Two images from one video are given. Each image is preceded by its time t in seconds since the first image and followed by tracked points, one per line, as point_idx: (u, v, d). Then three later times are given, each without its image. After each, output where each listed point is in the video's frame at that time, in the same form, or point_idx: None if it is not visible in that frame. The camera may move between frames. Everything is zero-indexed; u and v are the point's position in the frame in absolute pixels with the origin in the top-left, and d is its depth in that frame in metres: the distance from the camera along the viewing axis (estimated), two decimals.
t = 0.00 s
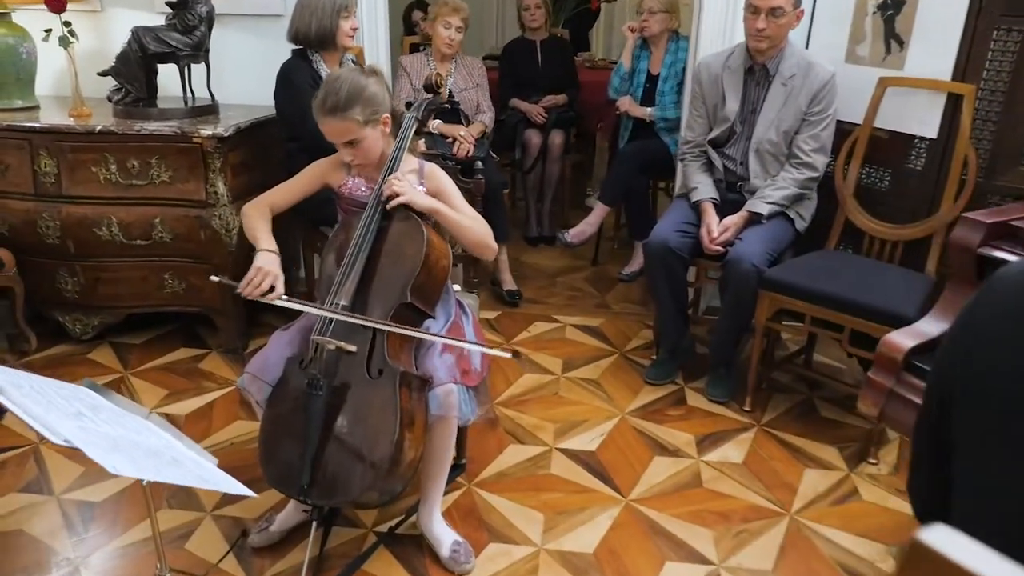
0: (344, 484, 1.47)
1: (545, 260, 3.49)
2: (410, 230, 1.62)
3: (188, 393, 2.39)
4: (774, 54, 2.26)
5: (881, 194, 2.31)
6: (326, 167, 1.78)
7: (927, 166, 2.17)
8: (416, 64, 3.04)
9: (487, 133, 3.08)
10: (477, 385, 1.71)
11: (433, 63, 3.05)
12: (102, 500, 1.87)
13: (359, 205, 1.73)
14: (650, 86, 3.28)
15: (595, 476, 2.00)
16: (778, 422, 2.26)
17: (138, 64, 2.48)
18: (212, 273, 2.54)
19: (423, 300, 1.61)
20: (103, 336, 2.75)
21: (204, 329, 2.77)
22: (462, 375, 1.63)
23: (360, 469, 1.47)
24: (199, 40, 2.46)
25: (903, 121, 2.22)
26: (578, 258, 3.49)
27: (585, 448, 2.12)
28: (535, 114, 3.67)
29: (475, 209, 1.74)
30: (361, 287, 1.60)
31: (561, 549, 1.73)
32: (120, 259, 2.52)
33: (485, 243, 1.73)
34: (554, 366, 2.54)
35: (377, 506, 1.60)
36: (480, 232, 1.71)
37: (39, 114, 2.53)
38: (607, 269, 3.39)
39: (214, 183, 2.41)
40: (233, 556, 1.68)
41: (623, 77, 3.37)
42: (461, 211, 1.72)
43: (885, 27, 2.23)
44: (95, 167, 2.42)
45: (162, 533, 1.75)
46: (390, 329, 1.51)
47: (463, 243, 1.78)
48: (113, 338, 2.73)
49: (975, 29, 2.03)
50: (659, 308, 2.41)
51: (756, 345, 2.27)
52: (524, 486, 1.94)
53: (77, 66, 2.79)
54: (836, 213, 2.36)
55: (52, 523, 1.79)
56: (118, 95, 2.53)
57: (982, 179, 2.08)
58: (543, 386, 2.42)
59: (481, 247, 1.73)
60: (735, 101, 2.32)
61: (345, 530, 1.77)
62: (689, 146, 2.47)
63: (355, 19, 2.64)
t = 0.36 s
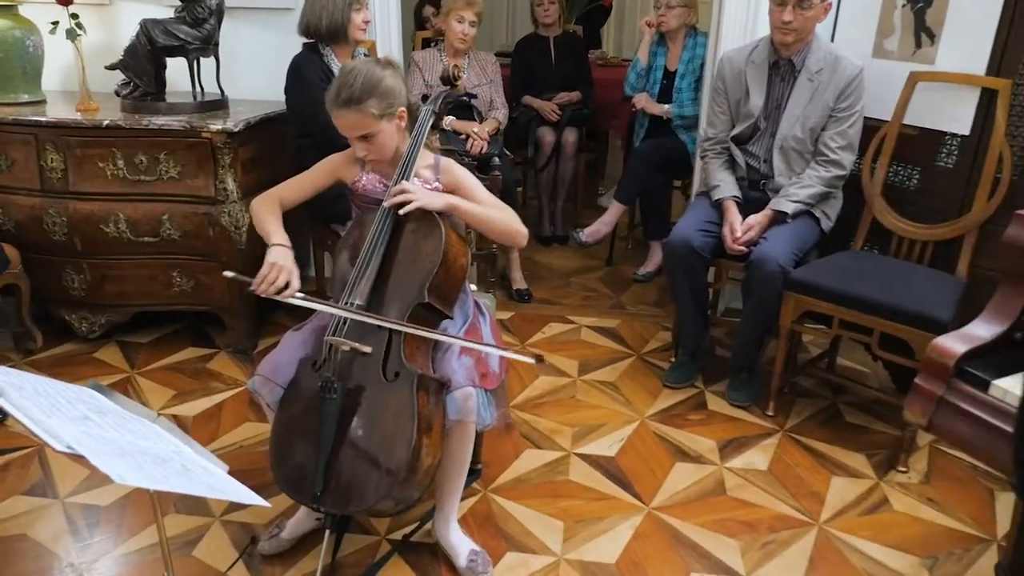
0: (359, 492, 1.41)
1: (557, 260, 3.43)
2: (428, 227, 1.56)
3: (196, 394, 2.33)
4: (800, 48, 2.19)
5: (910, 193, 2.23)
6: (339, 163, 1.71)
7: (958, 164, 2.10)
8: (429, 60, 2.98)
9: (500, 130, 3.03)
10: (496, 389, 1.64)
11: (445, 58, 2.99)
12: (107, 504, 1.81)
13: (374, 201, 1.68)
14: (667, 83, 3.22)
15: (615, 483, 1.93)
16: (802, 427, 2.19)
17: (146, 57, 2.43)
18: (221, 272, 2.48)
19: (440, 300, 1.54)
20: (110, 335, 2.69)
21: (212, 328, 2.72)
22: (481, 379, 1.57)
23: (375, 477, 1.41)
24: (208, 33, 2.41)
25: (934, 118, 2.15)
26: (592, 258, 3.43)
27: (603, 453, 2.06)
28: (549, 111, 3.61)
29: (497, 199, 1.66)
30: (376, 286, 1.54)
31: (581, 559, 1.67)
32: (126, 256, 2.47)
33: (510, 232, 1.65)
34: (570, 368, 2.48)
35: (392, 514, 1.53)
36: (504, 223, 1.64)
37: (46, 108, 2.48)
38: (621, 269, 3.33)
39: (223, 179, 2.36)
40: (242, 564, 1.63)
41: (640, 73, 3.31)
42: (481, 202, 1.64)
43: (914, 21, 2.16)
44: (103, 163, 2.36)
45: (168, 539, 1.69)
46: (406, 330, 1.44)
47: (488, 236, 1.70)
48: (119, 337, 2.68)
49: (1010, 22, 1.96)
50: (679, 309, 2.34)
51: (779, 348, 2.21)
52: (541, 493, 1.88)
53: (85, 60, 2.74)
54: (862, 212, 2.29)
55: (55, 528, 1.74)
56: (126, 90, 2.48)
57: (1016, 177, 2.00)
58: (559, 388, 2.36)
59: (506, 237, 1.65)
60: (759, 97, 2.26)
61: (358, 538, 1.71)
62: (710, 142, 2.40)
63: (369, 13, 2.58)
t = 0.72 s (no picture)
0: (379, 502, 1.35)
1: (574, 261, 3.36)
2: (449, 225, 1.50)
3: (209, 397, 2.28)
4: (832, 43, 2.13)
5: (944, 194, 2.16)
6: (358, 160, 1.66)
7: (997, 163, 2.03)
8: (446, 57, 2.92)
9: (518, 128, 2.97)
10: (520, 395, 1.58)
11: (463, 55, 2.93)
12: (118, 510, 1.77)
13: (394, 199, 1.62)
14: (689, 80, 3.16)
15: (640, 492, 1.87)
16: (832, 435, 2.12)
17: (160, 52, 2.38)
18: (235, 271, 2.43)
19: (464, 302, 1.49)
20: (122, 335, 2.65)
21: (224, 328, 2.67)
22: (505, 384, 1.50)
23: (396, 487, 1.35)
24: (223, 28, 2.36)
25: (971, 115, 2.08)
26: (610, 259, 3.36)
27: (627, 460, 1.99)
28: (566, 110, 3.55)
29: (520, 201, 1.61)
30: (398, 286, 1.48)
31: (607, 572, 1.61)
32: (139, 255, 2.43)
33: (531, 238, 1.60)
34: (591, 372, 2.42)
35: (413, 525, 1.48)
36: (526, 227, 1.58)
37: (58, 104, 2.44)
38: (640, 270, 3.26)
39: (238, 177, 2.31)
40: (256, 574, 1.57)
41: (661, 71, 3.25)
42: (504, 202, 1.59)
43: (951, 15, 2.09)
44: (116, 159, 2.32)
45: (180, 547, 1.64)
46: (429, 333, 1.39)
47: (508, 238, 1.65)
48: (132, 337, 2.64)
49: None
50: (704, 312, 2.28)
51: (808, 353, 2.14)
52: (564, 502, 1.82)
53: (98, 55, 2.69)
54: (895, 213, 2.22)
55: (65, 534, 1.69)
56: (140, 85, 2.43)
57: None
58: (580, 393, 2.30)
59: (527, 242, 1.60)
60: (788, 94, 2.19)
61: (375, 547, 1.65)
62: (737, 140, 2.33)
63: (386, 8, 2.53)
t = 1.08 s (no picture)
0: (398, 517, 1.31)
1: (590, 264, 3.31)
2: (473, 232, 1.46)
3: (221, 403, 2.24)
4: (861, 43, 2.07)
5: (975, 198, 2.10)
6: (377, 162, 1.62)
7: None
8: (462, 56, 2.88)
9: (535, 129, 2.92)
10: (543, 406, 1.53)
11: (479, 55, 2.89)
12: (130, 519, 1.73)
13: (413, 204, 1.58)
14: (709, 81, 3.12)
15: (664, 503, 1.82)
16: (859, 446, 2.06)
17: (172, 52, 2.34)
18: (247, 274, 2.39)
19: (486, 311, 1.44)
20: (133, 339, 2.62)
21: (236, 332, 2.63)
22: (528, 396, 1.45)
23: (416, 502, 1.31)
24: (237, 28, 2.32)
25: (1005, 117, 2.02)
26: (626, 263, 3.31)
27: (649, 471, 1.94)
28: (582, 111, 3.51)
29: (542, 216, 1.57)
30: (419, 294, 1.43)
31: None
32: (150, 258, 2.39)
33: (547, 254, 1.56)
34: (609, 378, 2.37)
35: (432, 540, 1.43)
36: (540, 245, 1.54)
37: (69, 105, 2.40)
38: (657, 274, 3.21)
39: (251, 179, 2.27)
40: None
41: (680, 71, 3.20)
42: (528, 215, 1.55)
43: (984, 14, 2.03)
44: (127, 161, 2.28)
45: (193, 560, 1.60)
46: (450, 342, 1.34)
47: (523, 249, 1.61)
48: (143, 341, 2.60)
49: None
50: (727, 318, 2.22)
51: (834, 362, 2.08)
52: (585, 514, 1.77)
53: (109, 54, 2.66)
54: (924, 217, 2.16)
55: (74, 545, 1.65)
56: (152, 85, 2.39)
57: None
58: (599, 400, 2.25)
59: (542, 256, 1.56)
60: (815, 96, 2.14)
61: (392, 561, 1.61)
62: (761, 142, 2.28)
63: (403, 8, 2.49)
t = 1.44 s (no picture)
0: (420, 530, 1.27)
1: (606, 268, 3.27)
2: (495, 236, 1.42)
3: (234, 408, 2.21)
4: (888, 43, 2.03)
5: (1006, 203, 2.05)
6: (398, 163, 1.58)
7: None
8: (477, 57, 2.84)
9: (551, 130, 2.88)
10: (566, 414, 1.50)
11: (494, 55, 2.85)
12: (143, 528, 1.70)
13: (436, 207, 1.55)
14: (727, 82, 3.08)
15: (686, 514, 1.78)
16: (885, 455, 2.01)
17: (185, 52, 2.32)
18: (259, 277, 2.36)
19: (510, 319, 1.41)
20: (145, 342, 2.59)
21: (249, 336, 2.60)
22: (552, 404, 1.42)
23: (439, 516, 1.27)
24: (251, 27, 2.30)
25: None
26: (642, 266, 3.27)
27: (671, 480, 1.90)
28: (597, 112, 3.47)
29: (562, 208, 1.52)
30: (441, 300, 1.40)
31: None
32: (163, 260, 2.36)
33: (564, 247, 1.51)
34: (628, 384, 2.33)
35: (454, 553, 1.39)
36: (556, 236, 1.49)
37: (82, 105, 2.38)
38: (673, 277, 3.17)
39: (266, 181, 2.24)
40: None
41: (698, 72, 3.17)
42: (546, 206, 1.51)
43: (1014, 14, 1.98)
44: (140, 162, 2.26)
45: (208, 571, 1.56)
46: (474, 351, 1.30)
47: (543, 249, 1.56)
48: (155, 344, 2.58)
49: None
50: (748, 324, 2.17)
51: (859, 369, 2.04)
52: (607, 525, 1.73)
53: (122, 55, 2.63)
54: (953, 222, 2.11)
55: (87, 555, 1.62)
56: (165, 86, 2.37)
57: None
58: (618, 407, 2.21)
59: (563, 253, 1.52)
60: (840, 96, 2.09)
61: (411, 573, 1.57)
62: (783, 144, 2.23)
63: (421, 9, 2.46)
